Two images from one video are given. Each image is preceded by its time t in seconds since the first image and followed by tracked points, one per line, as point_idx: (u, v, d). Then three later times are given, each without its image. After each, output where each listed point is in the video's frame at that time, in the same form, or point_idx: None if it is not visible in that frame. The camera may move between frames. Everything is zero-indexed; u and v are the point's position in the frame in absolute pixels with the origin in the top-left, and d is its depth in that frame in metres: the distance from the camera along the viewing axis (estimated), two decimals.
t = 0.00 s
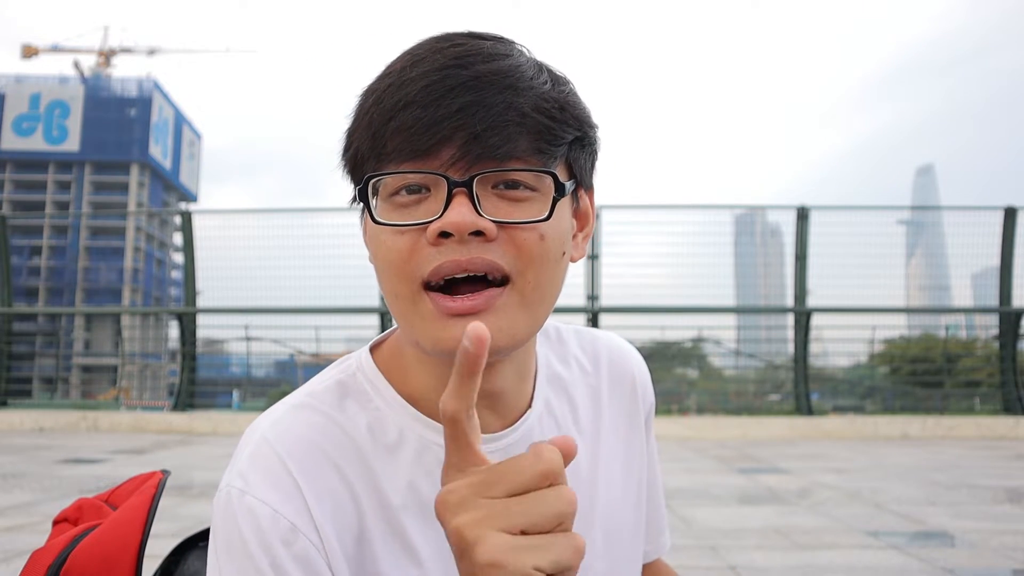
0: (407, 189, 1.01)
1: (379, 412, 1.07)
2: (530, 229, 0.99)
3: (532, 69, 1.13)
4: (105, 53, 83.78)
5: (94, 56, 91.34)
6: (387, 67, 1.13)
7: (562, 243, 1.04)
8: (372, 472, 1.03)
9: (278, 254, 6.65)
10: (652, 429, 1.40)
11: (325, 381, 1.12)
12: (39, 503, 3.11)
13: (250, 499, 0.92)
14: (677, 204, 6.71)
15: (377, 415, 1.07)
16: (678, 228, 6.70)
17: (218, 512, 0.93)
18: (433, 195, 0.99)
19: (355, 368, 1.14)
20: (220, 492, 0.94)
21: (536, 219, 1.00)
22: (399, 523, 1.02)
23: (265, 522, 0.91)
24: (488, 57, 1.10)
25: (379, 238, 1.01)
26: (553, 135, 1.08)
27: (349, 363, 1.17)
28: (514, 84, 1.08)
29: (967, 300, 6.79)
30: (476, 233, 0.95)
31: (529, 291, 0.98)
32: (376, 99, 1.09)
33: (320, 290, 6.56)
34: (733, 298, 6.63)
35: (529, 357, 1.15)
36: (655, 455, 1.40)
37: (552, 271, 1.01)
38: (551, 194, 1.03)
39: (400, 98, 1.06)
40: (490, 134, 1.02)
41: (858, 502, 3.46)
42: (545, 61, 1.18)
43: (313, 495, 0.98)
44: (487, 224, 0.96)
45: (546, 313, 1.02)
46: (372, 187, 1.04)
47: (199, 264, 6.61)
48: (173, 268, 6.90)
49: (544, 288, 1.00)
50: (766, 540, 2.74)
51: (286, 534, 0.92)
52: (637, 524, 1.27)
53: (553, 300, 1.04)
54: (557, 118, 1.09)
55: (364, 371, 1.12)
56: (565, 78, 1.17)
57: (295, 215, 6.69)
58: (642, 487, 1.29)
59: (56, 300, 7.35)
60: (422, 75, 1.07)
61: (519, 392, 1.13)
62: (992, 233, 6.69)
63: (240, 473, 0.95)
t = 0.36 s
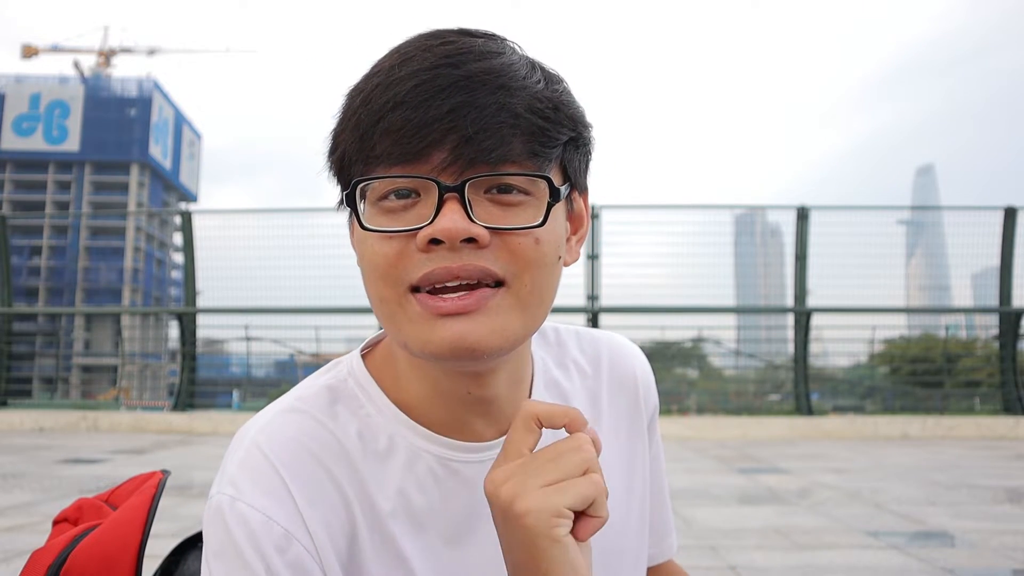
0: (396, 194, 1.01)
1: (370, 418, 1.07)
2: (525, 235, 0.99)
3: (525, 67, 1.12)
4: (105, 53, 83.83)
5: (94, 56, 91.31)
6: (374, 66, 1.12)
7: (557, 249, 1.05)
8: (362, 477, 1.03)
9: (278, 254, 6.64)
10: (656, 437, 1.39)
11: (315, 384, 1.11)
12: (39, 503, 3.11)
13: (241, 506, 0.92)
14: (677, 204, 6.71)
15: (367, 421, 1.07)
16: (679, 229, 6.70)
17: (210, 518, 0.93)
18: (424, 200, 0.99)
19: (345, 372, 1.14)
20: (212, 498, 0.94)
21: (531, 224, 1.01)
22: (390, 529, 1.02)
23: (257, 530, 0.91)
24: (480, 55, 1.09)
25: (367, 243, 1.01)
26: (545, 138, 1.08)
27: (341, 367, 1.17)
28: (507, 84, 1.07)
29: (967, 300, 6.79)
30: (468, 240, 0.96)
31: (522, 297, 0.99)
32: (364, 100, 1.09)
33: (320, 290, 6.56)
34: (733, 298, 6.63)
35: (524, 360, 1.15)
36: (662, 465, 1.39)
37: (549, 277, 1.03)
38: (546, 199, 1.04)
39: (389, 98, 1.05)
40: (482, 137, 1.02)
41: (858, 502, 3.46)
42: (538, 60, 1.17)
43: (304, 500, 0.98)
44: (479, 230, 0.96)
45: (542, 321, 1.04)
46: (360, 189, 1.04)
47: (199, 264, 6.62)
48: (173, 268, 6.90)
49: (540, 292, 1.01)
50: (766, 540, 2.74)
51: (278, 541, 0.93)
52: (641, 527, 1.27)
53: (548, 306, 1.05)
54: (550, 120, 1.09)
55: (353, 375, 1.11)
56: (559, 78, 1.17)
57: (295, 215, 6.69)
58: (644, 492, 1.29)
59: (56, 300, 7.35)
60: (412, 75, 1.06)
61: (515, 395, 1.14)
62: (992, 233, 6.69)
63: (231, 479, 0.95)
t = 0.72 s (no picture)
0: (399, 201, 1.01)
1: (370, 422, 1.07)
2: (523, 244, 1.00)
3: (526, 78, 1.12)
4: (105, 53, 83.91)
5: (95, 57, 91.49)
6: (377, 74, 1.12)
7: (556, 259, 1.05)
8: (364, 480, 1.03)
9: (278, 254, 6.64)
10: (653, 435, 1.39)
11: (316, 389, 1.11)
12: (39, 504, 3.11)
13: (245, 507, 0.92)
14: (677, 204, 6.71)
15: (368, 425, 1.07)
16: (678, 229, 6.70)
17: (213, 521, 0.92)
18: (426, 208, 0.99)
19: (346, 377, 1.13)
20: (215, 501, 0.93)
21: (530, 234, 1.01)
22: (392, 531, 1.02)
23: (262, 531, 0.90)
24: (483, 66, 1.09)
25: (370, 250, 1.01)
26: (546, 146, 1.08)
27: (341, 371, 1.17)
28: (509, 95, 1.08)
29: (967, 300, 6.79)
30: (469, 248, 0.96)
31: (520, 306, 0.99)
32: (367, 109, 1.08)
33: (320, 291, 6.56)
34: (733, 299, 6.63)
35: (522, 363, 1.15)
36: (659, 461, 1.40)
37: (547, 287, 1.03)
38: (547, 209, 1.04)
39: (392, 107, 1.05)
40: (483, 147, 1.02)
41: (858, 502, 3.46)
42: (540, 72, 1.17)
43: (307, 503, 0.98)
44: (480, 239, 0.96)
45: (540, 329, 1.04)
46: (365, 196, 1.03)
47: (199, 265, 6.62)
48: (173, 268, 6.90)
49: (537, 302, 1.02)
50: (766, 540, 2.74)
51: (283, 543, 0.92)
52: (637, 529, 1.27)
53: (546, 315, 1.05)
54: (549, 130, 1.09)
55: (354, 380, 1.11)
56: (559, 90, 1.17)
57: (294, 215, 6.68)
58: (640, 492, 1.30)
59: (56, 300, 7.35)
60: (416, 84, 1.06)
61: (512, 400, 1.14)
62: (992, 233, 6.69)
63: (235, 482, 0.94)
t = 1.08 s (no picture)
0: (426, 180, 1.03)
1: (423, 382, 0.99)
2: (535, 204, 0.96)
3: (554, 69, 1.08)
4: (105, 53, 83.93)
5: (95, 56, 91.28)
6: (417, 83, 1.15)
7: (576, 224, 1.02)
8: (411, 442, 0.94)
9: (278, 253, 6.63)
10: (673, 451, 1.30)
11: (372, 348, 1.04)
12: (39, 503, 3.11)
13: (288, 449, 0.85)
14: (678, 204, 6.71)
15: (420, 385, 0.99)
16: (679, 229, 6.70)
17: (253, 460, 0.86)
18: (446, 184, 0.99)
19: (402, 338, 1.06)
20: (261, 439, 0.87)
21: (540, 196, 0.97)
22: (431, 497, 0.92)
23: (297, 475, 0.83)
24: (506, 60, 1.06)
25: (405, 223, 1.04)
26: (560, 133, 1.04)
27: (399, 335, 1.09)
28: (531, 85, 1.04)
29: (967, 300, 6.79)
30: (473, 218, 0.94)
31: (531, 272, 0.95)
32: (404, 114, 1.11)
33: (320, 291, 6.56)
34: (733, 299, 6.63)
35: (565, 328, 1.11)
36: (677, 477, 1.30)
37: (566, 251, 0.99)
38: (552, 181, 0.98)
39: (420, 110, 1.07)
40: (492, 131, 1.00)
41: (858, 502, 3.46)
42: (574, 65, 1.13)
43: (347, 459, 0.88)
44: (483, 210, 0.94)
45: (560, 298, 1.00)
46: (400, 178, 1.06)
47: (199, 265, 6.62)
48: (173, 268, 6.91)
49: (556, 268, 0.98)
50: (766, 540, 2.74)
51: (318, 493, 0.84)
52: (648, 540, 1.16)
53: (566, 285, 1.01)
54: (564, 116, 1.05)
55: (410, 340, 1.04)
56: (591, 82, 1.12)
57: (294, 215, 6.67)
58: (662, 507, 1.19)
59: (55, 300, 7.36)
60: (444, 82, 1.07)
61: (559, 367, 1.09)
62: (992, 233, 6.69)
63: (283, 422, 0.88)
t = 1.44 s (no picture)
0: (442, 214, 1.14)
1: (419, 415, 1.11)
2: (510, 221, 1.03)
3: (513, 83, 1.16)
4: (105, 53, 83.95)
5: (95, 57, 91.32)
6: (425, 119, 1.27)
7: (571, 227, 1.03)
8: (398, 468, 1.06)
9: (278, 253, 6.63)
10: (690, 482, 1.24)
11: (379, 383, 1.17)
12: (40, 504, 3.11)
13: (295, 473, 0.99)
14: (677, 205, 6.71)
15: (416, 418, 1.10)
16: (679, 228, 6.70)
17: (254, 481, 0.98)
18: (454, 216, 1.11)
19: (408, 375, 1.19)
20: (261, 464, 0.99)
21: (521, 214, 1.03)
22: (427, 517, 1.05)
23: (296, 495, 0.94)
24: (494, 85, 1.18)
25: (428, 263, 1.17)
26: (516, 143, 1.08)
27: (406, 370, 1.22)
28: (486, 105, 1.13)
29: (967, 300, 6.79)
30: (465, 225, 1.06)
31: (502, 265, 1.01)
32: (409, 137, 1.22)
33: (320, 291, 6.56)
34: (733, 298, 6.63)
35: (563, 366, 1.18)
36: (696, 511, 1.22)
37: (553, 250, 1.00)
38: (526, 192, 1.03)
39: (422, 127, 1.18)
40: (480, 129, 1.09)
41: (858, 502, 3.46)
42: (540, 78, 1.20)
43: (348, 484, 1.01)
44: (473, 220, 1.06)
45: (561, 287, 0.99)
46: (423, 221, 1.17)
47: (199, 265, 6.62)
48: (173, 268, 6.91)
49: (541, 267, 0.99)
50: (766, 540, 2.75)
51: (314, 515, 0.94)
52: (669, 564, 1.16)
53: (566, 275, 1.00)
54: (542, 116, 1.11)
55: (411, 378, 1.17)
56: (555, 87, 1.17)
57: (294, 215, 6.67)
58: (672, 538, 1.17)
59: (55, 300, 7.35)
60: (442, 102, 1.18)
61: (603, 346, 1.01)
62: (992, 233, 6.69)
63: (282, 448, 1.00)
